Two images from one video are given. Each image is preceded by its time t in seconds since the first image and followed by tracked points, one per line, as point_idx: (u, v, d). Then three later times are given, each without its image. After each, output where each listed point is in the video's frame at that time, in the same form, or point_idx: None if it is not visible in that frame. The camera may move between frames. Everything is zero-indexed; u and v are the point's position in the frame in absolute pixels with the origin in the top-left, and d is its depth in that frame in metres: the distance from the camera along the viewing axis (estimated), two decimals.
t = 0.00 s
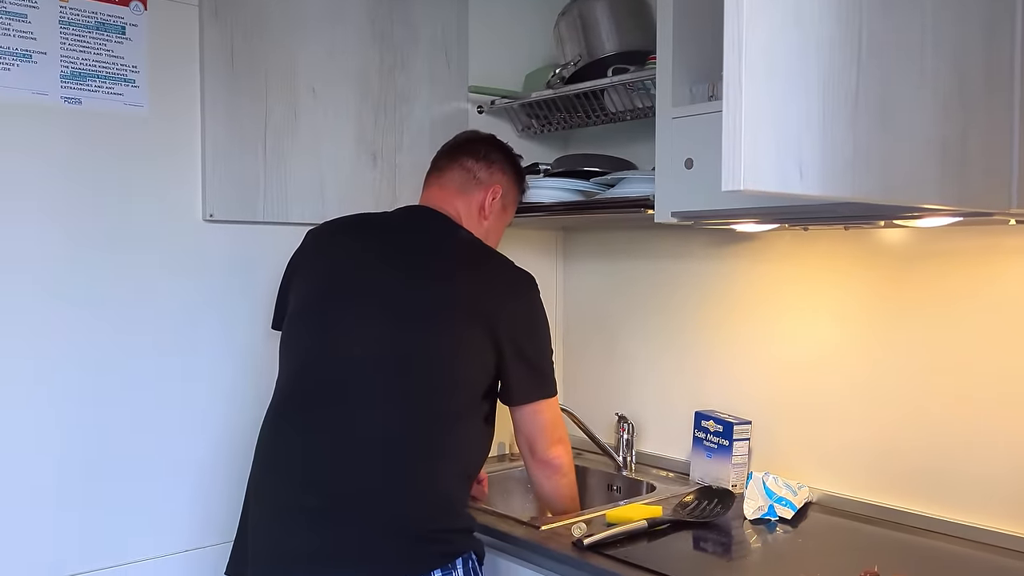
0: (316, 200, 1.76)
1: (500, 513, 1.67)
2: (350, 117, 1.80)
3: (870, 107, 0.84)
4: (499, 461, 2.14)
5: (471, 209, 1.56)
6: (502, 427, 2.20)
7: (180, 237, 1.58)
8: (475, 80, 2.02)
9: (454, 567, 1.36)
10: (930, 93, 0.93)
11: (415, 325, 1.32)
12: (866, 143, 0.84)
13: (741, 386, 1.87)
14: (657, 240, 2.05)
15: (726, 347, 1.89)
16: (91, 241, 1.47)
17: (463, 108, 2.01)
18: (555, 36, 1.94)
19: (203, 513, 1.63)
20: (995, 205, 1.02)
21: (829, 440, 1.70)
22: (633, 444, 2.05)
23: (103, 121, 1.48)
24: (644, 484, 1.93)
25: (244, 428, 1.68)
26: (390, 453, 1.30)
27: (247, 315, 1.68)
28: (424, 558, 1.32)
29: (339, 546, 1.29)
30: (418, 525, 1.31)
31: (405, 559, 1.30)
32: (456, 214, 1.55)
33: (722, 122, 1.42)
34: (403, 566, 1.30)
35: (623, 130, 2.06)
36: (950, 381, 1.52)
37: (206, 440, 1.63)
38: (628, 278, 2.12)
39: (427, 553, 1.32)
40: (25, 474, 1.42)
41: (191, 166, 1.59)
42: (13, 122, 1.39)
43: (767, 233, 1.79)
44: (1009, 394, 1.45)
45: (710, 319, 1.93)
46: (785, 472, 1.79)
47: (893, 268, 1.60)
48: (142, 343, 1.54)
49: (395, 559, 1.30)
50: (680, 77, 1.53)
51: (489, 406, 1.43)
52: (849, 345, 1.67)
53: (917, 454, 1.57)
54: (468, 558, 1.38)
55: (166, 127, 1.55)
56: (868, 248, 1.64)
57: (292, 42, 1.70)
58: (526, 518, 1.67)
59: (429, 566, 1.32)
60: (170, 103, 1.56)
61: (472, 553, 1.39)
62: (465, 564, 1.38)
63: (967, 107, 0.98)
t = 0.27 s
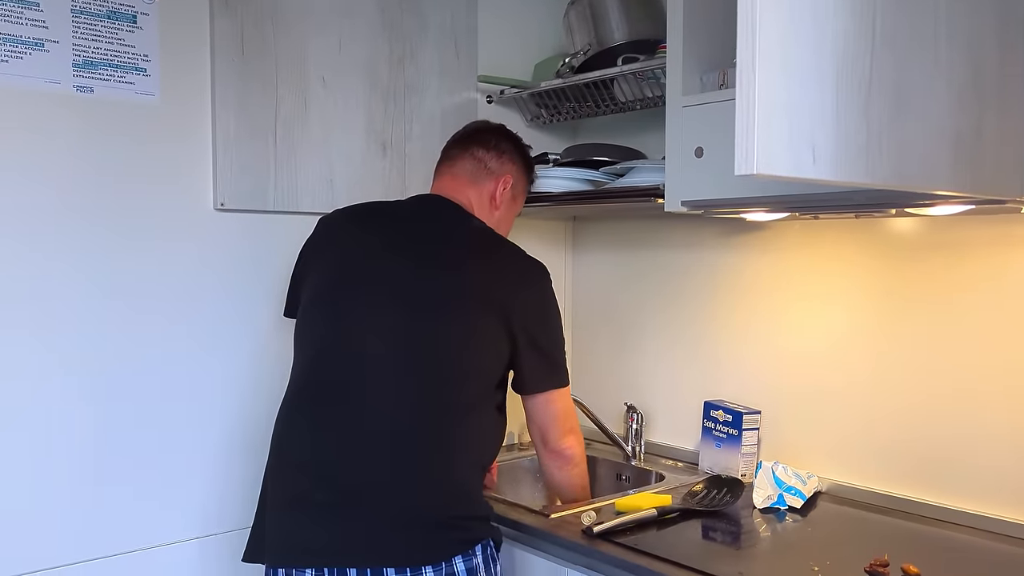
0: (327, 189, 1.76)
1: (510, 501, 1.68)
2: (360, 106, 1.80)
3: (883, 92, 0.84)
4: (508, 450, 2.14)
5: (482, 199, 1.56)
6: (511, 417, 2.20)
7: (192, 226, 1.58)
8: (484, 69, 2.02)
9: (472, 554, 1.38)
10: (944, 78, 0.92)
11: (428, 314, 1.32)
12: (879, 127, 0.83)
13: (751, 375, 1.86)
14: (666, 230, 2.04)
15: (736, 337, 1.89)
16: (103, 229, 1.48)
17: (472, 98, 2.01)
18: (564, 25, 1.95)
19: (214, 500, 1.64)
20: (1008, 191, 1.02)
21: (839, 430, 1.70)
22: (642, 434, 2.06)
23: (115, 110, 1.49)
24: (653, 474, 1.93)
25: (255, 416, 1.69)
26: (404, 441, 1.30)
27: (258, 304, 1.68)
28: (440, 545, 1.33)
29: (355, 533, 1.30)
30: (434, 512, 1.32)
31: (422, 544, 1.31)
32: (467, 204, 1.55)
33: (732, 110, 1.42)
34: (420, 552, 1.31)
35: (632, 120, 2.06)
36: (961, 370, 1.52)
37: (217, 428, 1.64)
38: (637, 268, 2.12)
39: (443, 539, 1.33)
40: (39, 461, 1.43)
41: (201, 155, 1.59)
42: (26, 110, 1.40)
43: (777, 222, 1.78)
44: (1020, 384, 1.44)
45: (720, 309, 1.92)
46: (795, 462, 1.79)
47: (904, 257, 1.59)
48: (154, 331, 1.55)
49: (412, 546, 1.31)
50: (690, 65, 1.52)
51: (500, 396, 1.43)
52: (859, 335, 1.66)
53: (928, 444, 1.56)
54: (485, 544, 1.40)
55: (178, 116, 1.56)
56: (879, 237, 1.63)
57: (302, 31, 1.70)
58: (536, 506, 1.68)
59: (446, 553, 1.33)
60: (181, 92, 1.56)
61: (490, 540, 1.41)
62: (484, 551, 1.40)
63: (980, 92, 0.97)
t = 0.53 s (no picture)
0: (333, 179, 1.77)
1: (516, 491, 1.68)
2: (367, 96, 1.80)
3: (890, 80, 0.83)
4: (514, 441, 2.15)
5: (489, 190, 1.56)
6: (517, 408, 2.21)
7: (198, 216, 1.59)
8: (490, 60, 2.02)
9: (484, 542, 1.38)
10: (951, 65, 0.91)
11: (438, 303, 1.32)
12: (885, 115, 0.83)
13: (757, 366, 1.86)
14: (673, 221, 2.04)
15: (741, 327, 1.89)
16: (111, 219, 1.49)
17: (478, 88, 2.01)
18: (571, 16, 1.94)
19: (223, 489, 1.65)
20: (1015, 180, 1.01)
21: (845, 421, 1.70)
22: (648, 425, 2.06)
23: (122, 100, 1.49)
24: (659, 465, 1.93)
25: (263, 407, 1.70)
26: (416, 431, 1.30)
27: (265, 294, 1.69)
28: (454, 534, 1.33)
29: (369, 522, 1.31)
30: (446, 501, 1.32)
31: (435, 533, 1.32)
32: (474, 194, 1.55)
33: (739, 100, 1.41)
34: (434, 541, 1.31)
35: (638, 111, 2.05)
36: (968, 361, 1.51)
37: (225, 418, 1.65)
38: (644, 259, 2.11)
39: (456, 528, 1.33)
40: (48, 450, 1.44)
41: (208, 145, 1.60)
42: (33, 101, 1.41)
43: (784, 213, 1.78)
44: None
45: (726, 301, 1.92)
46: (800, 453, 1.78)
47: (911, 248, 1.59)
48: (162, 321, 1.55)
49: (425, 534, 1.31)
50: (696, 55, 1.52)
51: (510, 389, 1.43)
52: (867, 326, 1.66)
53: (934, 436, 1.56)
54: (497, 533, 1.41)
55: (184, 106, 1.56)
56: (886, 228, 1.62)
57: (308, 21, 1.71)
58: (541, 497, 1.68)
59: (459, 542, 1.34)
60: (187, 83, 1.56)
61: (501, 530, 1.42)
62: (495, 540, 1.41)
63: (988, 78, 0.97)
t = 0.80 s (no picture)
0: (337, 174, 1.77)
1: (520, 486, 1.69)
2: (371, 91, 1.80)
3: (894, 75, 0.83)
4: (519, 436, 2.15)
5: (492, 180, 1.56)
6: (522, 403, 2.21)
7: (203, 211, 1.59)
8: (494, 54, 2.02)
9: (492, 537, 1.38)
10: (957, 60, 0.91)
11: (443, 298, 1.32)
12: (889, 110, 0.82)
13: (763, 361, 1.85)
14: (678, 216, 2.03)
15: (747, 322, 1.88)
16: (115, 215, 1.49)
17: (483, 83, 2.00)
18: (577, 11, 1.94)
19: (228, 484, 1.65)
20: (1021, 176, 1.01)
21: (851, 417, 1.69)
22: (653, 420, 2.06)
23: (126, 95, 1.50)
24: (663, 460, 1.93)
25: (268, 402, 1.70)
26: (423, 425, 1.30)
27: (269, 289, 1.69)
28: (461, 528, 1.33)
29: (376, 517, 1.31)
30: (454, 495, 1.32)
31: (443, 527, 1.32)
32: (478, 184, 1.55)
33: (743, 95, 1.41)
34: (442, 535, 1.32)
35: (643, 105, 2.04)
36: (974, 358, 1.50)
37: (230, 412, 1.65)
38: (649, 254, 2.11)
39: (463, 522, 1.33)
40: (53, 445, 1.45)
41: (212, 141, 1.60)
42: (37, 96, 1.41)
43: (789, 208, 1.77)
44: None
45: (732, 296, 1.91)
46: (805, 449, 1.78)
47: (917, 243, 1.58)
48: (167, 315, 1.56)
49: (432, 529, 1.31)
50: (701, 49, 1.51)
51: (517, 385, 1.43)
52: (872, 321, 1.65)
53: (939, 432, 1.55)
54: (505, 528, 1.41)
55: (188, 101, 1.56)
56: (892, 223, 1.62)
57: (312, 16, 1.70)
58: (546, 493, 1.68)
59: (466, 536, 1.34)
60: (191, 77, 1.56)
61: (509, 525, 1.42)
62: (502, 535, 1.41)
63: (993, 74, 0.96)
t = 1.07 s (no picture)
0: (339, 167, 1.77)
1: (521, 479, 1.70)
2: (372, 84, 1.80)
3: (891, 67, 0.83)
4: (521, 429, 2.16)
5: (493, 171, 1.56)
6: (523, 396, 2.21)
7: (205, 204, 1.60)
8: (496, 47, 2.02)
9: (490, 530, 1.39)
10: (954, 51, 0.90)
11: (443, 292, 1.32)
12: (885, 101, 0.82)
13: (764, 354, 1.85)
14: (679, 210, 2.03)
15: (748, 315, 1.88)
16: (116, 208, 1.50)
17: (484, 76, 2.00)
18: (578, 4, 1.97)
19: (231, 476, 1.66)
20: (1020, 168, 1.00)
21: (853, 411, 1.69)
22: (654, 413, 2.06)
23: (127, 88, 1.50)
24: (664, 453, 1.94)
25: (270, 394, 1.71)
26: (422, 419, 1.31)
27: (271, 281, 1.70)
28: (459, 522, 1.34)
29: (376, 510, 1.32)
30: (452, 489, 1.33)
31: (441, 521, 1.33)
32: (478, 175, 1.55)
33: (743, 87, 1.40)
34: (440, 528, 1.33)
35: (645, 98, 2.04)
36: (975, 351, 1.50)
37: (232, 404, 1.66)
38: (650, 248, 2.11)
39: (462, 516, 1.34)
40: (56, 437, 1.46)
41: (213, 134, 1.60)
42: (39, 89, 1.42)
43: (790, 201, 1.77)
44: None
45: (733, 289, 1.91)
46: (806, 442, 1.78)
47: (919, 236, 1.57)
48: (169, 308, 1.57)
49: (431, 522, 1.32)
50: (701, 42, 1.51)
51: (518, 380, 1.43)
52: (874, 315, 1.65)
53: (940, 425, 1.55)
54: (503, 521, 1.42)
55: (190, 94, 1.57)
56: (893, 216, 1.61)
57: (312, 9, 1.71)
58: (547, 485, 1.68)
59: (465, 529, 1.35)
60: (192, 71, 1.57)
61: (508, 518, 1.43)
62: (502, 528, 1.42)
63: (992, 65, 0.95)
